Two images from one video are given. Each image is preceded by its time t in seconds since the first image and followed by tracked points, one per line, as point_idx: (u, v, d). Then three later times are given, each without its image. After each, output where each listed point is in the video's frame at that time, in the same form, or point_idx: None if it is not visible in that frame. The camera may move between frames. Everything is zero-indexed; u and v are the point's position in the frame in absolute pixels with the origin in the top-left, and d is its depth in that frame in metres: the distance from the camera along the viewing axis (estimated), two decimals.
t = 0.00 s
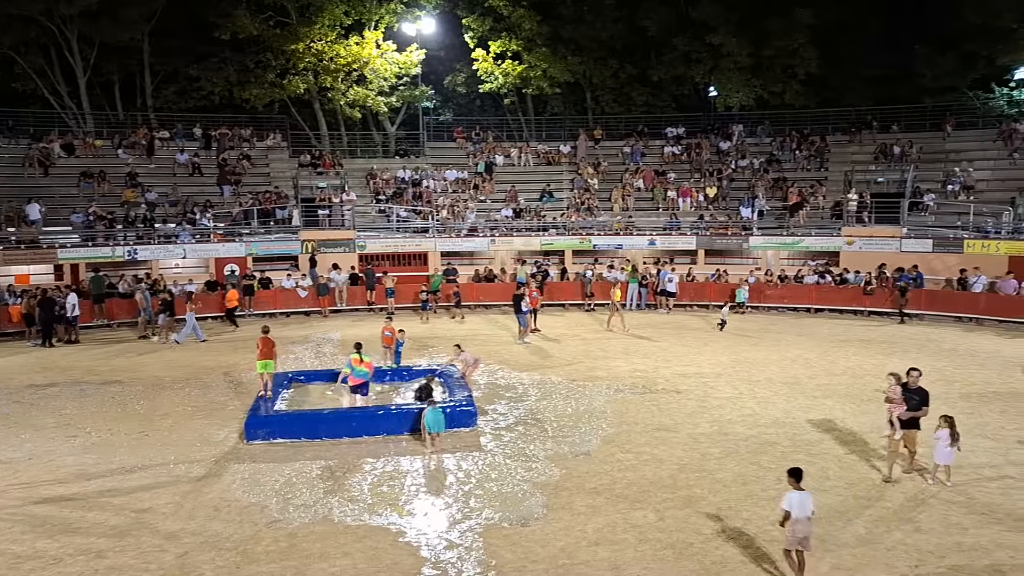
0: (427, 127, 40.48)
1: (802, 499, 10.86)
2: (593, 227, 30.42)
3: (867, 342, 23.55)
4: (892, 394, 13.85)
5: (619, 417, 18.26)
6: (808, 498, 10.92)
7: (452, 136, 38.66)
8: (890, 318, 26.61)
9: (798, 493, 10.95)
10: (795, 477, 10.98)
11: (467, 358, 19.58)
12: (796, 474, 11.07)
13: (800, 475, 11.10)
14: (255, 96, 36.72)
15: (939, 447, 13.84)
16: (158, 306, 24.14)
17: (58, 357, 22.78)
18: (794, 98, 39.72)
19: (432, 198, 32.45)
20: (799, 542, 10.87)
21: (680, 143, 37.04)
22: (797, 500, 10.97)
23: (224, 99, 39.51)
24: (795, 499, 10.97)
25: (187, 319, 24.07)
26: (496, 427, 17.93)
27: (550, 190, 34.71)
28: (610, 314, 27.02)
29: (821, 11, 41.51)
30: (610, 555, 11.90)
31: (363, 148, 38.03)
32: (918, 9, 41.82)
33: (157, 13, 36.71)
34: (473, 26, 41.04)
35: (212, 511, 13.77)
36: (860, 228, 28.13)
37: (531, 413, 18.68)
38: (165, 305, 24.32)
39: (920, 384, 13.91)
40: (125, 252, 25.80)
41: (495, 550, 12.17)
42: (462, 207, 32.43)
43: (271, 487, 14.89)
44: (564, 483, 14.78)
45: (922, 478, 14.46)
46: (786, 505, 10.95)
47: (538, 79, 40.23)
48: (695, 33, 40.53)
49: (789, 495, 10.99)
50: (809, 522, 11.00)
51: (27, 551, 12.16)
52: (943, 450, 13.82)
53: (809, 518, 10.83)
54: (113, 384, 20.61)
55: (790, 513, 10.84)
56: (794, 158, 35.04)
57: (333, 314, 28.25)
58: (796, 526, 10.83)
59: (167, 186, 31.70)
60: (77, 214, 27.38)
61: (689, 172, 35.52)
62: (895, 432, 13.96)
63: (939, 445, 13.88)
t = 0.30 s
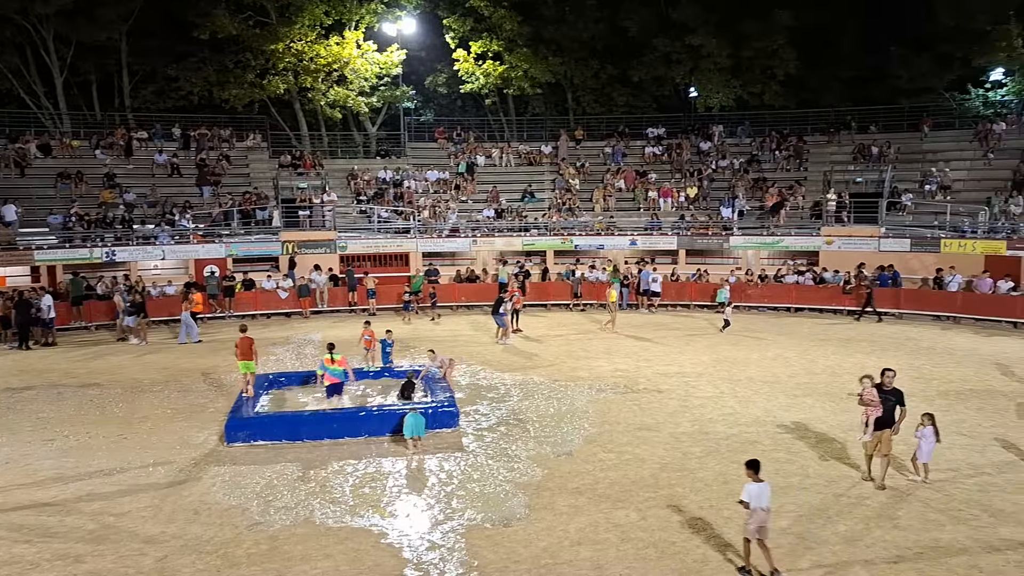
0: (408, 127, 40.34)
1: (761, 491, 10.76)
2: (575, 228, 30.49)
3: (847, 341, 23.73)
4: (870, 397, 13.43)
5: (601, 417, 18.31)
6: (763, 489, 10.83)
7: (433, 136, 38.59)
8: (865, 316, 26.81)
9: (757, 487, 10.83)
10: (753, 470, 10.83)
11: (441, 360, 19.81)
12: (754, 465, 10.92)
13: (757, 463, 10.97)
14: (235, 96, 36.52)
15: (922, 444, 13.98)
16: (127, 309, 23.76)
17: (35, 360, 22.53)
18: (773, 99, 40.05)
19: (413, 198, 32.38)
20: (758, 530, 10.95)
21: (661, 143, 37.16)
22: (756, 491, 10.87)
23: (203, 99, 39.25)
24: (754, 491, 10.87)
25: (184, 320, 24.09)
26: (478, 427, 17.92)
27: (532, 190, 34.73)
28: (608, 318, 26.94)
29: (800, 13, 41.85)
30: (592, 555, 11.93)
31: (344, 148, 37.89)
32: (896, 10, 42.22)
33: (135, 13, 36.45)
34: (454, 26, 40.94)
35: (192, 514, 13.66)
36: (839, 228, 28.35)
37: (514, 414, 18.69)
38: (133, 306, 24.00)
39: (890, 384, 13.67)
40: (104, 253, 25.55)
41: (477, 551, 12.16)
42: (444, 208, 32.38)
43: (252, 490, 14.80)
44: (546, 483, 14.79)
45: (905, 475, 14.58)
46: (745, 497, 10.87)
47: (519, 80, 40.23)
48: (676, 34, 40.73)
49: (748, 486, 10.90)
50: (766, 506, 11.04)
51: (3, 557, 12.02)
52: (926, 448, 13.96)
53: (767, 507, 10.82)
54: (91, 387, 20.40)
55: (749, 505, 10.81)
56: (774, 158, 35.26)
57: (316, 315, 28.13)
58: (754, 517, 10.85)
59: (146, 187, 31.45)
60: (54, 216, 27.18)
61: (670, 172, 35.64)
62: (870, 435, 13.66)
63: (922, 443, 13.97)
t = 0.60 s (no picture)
0: (388, 127, 40.22)
1: (725, 481, 11.14)
2: (556, 228, 30.52)
3: (827, 340, 23.91)
4: (847, 403, 13.43)
5: (583, 417, 18.35)
6: (728, 480, 11.20)
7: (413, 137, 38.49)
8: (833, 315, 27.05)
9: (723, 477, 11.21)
10: (719, 460, 11.19)
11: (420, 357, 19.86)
12: (717, 455, 11.31)
13: (719, 455, 11.36)
14: (214, 97, 36.30)
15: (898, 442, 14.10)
16: (97, 312, 23.41)
17: (11, 362, 22.27)
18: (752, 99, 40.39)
19: (394, 199, 32.30)
20: (721, 521, 11.29)
21: (641, 144, 37.29)
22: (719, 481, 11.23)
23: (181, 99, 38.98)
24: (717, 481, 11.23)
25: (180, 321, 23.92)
26: (459, 428, 17.89)
27: (513, 191, 34.74)
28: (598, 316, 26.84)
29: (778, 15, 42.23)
30: (574, 554, 11.95)
31: (324, 150, 37.73)
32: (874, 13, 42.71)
33: (112, 12, 36.22)
34: (434, 27, 40.71)
35: (171, 517, 13.55)
36: (818, 227, 28.56)
37: (495, 414, 18.69)
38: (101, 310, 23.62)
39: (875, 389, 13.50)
40: (80, 254, 25.28)
41: (459, 551, 12.15)
42: (425, 208, 32.34)
43: (232, 492, 14.70)
44: (528, 483, 14.80)
45: (886, 475, 14.64)
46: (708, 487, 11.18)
47: (500, 80, 40.17)
48: (655, 36, 40.99)
49: (711, 476, 11.24)
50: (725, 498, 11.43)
51: None
52: (903, 445, 14.08)
53: (730, 497, 11.21)
54: (67, 390, 20.18)
55: (715, 495, 11.13)
56: (753, 158, 35.45)
57: (296, 316, 27.98)
58: (718, 507, 11.19)
59: (123, 187, 31.19)
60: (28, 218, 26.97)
61: (651, 172, 35.77)
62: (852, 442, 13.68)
63: (899, 441, 14.09)
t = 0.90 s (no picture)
0: (368, 128, 40.06)
1: (689, 473, 11.39)
2: (536, 229, 30.54)
3: (806, 340, 24.10)
4: (830, 414, 12.75)
5: (563, 418, 18.38)
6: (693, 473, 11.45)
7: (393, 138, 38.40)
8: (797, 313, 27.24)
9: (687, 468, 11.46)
10: (684, 452, 11.42)
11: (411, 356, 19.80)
12: (684, 447, 11.51)
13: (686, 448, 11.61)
14: (192, 97, 35.46)
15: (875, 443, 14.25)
16: (63, 315, 23.15)
17: None
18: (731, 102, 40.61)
19: (374, 200, 32.22)
20: (687, 511, 11.51)
21: (621, 145, 37.41)
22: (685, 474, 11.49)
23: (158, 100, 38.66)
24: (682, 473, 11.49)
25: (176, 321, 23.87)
26: (440, 429, 17.87)
27: (493, 192, 34.74)
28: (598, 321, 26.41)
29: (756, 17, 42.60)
30: (554, 555, 11.97)
31: (303, 151, 37.55)
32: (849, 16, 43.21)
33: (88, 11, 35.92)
34: (414, 27, 40.22)
35: (149, 522, 13.44)
36: (796, 228, 28.77)
37: (476, 415, 18.69)
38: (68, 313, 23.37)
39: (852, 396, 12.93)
40: (56, 256, 25.02)
41: (440, 553, 12.13)
42: (405, 209, 32.27)
43: (210, 496, 14.60)
44: (509, 484, 14.80)
45: (865, 473, 14.73)
46: (672, 478, 11.46)
47: (480, 81, 39.91)
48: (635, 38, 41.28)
49: (676, 468, 11.50)
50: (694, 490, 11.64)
51: None
52: (881, 446, 14.23)
53: (696, 488, 11.42)
54: (43, 394, 19.95)
55: (678, 486, 11.38)
56: (732, 159, 35.62)
57: (277, 318, 27.82)
58: (683, 498, 11.42)
59: (100, 189, 30.92)
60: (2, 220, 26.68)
61: (631, 173, 35.91)
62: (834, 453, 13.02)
63: (876, 442, 14.22)
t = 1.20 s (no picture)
0: (348, 129, 39.97)
1: (654, 468, 11.58)
2: (517, 229, 30.56)
3: (786, 340, 24.26)
4: (814, 420, 12.27)
5: (544, 419, 18.39)
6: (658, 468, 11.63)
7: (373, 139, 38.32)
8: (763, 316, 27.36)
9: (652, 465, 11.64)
10: (648, 447, 11.62)
11: (400, 357, 19.63)
12: (649, 443, 11.69)
13: (652, 444, 11.80)
14: (169, 97, 35.51)
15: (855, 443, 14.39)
16: (30, 319, 22.79)
17: None
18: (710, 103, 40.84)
19: (354, 201, 32.13)
20: (652, 506, 11.69)
21: (601, 146, 37.53)
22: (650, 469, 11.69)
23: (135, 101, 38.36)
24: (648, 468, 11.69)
25: (170, 322, 24.03)
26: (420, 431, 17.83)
27: (473, 193, 34.73)
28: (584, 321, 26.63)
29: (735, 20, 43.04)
30: (535, 556, 11.97)
31: (282, 152, 37.38)
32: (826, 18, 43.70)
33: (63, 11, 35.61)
34: (394, 28, 40.15)
35: (127, 526, 13.32)
36: (774, 229, 28.98)
37: (456, 416, 18.67)
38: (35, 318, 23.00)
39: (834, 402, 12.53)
40: (31, 258, 24.74)
41: (420, 555, 12.10)
42: (385, 210, 32.22)
43: (189, 499, 14.49)
44: (489, 486, 14.79)
45: (844, 471, 14.83)
46: (638, 473, 11.66)
47: (460, 82, 39.99)
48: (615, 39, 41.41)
49: (641, 464, 11.69)
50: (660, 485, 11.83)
51: None
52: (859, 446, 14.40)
53: (660, 483, 11.61)
54: (17, 398, 19.71)
55: (642, 480, 11.58)
56: (711, 160, 35.80)
57: (257, 320, 27.68)
58: (647, 492, 11.62)
59: (76, 190, 30.65)
60: None
61: (610, 175, 36.05)
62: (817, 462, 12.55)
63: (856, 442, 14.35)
